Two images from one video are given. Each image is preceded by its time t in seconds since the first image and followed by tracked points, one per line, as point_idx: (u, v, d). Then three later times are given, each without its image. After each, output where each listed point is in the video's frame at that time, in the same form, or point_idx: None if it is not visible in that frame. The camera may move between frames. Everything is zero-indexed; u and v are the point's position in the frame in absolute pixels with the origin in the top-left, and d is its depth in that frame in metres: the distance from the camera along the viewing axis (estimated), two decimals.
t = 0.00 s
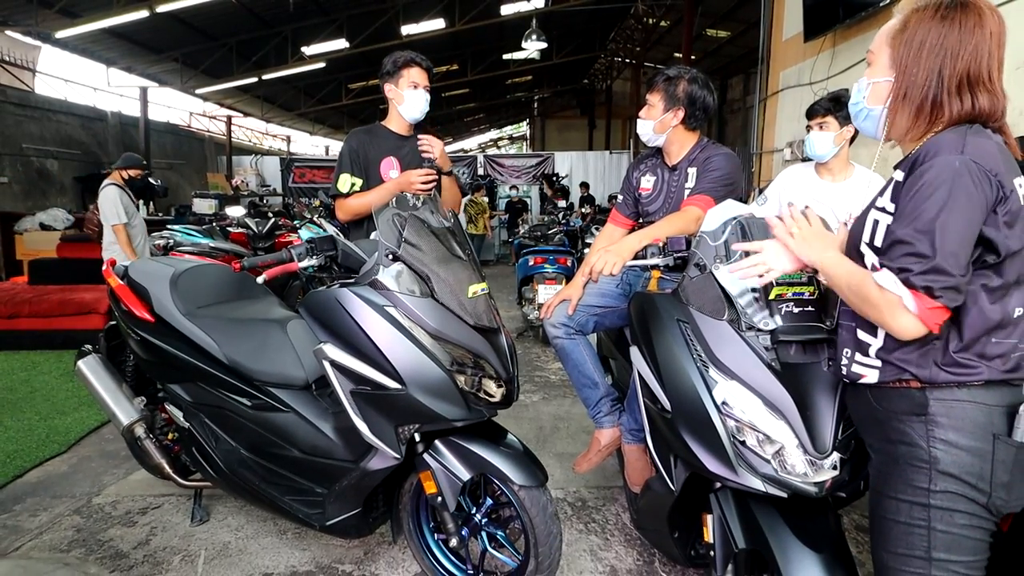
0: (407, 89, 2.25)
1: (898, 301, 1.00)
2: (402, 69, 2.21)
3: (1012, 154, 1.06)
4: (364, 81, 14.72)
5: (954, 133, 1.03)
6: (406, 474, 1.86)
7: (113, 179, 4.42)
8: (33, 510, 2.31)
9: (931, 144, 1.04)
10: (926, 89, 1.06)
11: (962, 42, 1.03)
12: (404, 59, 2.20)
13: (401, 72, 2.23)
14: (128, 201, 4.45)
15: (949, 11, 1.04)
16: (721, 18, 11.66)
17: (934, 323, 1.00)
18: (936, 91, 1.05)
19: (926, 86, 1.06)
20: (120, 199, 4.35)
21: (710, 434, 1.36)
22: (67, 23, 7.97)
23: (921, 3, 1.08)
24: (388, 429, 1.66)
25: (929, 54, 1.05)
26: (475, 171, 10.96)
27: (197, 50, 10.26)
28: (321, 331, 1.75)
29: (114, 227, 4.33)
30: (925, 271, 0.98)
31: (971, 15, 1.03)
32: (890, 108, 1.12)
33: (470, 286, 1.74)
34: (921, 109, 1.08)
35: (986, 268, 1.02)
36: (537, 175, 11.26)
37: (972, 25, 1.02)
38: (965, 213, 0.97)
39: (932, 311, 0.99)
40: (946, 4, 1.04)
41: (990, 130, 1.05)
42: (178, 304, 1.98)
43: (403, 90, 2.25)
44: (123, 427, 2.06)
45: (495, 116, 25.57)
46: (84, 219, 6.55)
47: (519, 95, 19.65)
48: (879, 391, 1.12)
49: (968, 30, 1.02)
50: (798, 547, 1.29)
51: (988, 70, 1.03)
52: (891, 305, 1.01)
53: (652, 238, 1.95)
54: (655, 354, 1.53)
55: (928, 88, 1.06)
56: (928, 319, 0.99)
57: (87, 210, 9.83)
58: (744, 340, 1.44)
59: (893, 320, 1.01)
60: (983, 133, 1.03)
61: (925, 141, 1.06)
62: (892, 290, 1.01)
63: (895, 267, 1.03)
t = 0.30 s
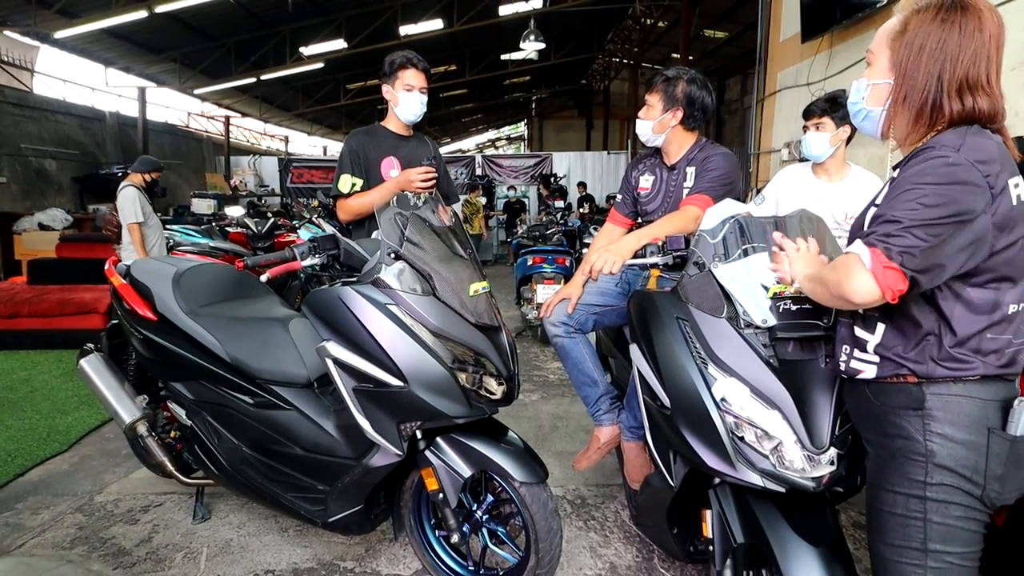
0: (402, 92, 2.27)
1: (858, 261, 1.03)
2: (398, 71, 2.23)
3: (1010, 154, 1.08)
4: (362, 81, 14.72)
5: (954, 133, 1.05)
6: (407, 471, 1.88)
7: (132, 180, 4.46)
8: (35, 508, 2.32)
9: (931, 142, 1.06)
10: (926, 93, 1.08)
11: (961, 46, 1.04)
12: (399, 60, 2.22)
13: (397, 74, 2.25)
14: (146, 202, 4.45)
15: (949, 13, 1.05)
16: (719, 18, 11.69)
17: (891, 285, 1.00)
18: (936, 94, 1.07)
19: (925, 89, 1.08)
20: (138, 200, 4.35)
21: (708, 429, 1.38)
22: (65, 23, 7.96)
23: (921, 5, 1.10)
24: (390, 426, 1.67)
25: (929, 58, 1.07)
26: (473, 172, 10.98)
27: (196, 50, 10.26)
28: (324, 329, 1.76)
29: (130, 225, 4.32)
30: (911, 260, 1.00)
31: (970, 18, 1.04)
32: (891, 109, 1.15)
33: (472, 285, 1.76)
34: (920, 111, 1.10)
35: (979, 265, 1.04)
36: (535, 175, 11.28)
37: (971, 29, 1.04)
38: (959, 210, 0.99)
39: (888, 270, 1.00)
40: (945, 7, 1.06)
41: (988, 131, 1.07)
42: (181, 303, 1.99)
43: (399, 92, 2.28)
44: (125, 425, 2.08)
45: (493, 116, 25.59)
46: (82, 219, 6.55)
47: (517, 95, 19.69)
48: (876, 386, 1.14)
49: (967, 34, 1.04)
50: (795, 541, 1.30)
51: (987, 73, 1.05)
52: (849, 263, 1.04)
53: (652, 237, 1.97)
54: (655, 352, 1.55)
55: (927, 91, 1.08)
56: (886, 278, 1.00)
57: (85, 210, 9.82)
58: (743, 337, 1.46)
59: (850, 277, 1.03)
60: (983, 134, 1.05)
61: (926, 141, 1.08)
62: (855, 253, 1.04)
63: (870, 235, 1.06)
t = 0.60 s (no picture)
0: (404, 89, 2.28)
1: (885, 254, 1.01)
2: (398, 69, 2.24)
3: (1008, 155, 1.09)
4: (360, 81, 14.72)
5: (954, 134, 1.07)
6: (409, 469, 1.89)
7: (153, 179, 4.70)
8: (36, 508, 2.32)
9: (930, 144, 1.07)
10: (921, 96, 1.10)
11: (953, 50, 1.06)
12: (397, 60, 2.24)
13: (397, 73, 2.26)
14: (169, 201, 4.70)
15: (940, 17, 1.07)
16: (716, 19, 11.73)
17: (917, 277, 0.99)
18: (931, 98, 1.09)
19: (919, 93, 1.10)
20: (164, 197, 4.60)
21: (709, 427, 1.40)
22: (63, 23, 7.95)
23: (913, 9, 1.12)
24: (393, 424, 1.69)
25: (923, 62, 1.08)
26: (472, 172, 10.99)
27: (194, 50, 10.24)
28: (326, 329, 1.77)
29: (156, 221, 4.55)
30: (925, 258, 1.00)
31: (962, 21, 1.06)
32: (886, 113, 1.16)
33: (473, 284, 1.77)
34: (916, 115, 1.12)
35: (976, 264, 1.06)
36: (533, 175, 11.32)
37: (963, 32, 1.06)
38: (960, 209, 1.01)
39: (916, 261, 0.99)
40: (937, 10, 1.08)
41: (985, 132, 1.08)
42: (183, 303, 2.00)
43: (401, 91, 2.29)
44: (126, 424, 2.08)
45: (491, 117, 25.62)
46: (80, 219, 6.55)
47: (515, 95, 19.72)
48: (875, 383, 1.16)
49: (959, 37, 1.06)
50: (794, 536, 1.32)
51: (980, 75, 1.07)
52: (874, 256, 1.02)
53: (652, 237, 1.98)
54: (655, 351, 1.57)
55: (921, 95, 1.10)
56: (914, 269, 0.99)
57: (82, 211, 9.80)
58: (743, 336, 1.48)
59: (878, 270, 1.01)
60: (981, 135, 1.07)
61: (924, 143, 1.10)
62: (880, 246, 1.02)
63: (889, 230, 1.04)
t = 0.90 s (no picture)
0: (402, 88, 2.28)
1: (911, 242, 0.98)
2: (394, 68, 2.25)
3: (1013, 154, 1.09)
4: (358, 83, 14.72)
5: (959, 133, 1.07)
6: (410, 469, 1.89)
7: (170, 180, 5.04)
8: (36, 508, 2.31)
9: (936, 142, 1.07)
10: (923, 96, 1.11)
11: (954, 49, 1.07)
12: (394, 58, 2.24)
13: (394, 71, 2.27)
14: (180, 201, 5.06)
15: (941, 16, 1.08)
16: (715, 20, 11.75)
17: (939, 268, 0.98)
18: (933, 98, 1.10)
19: (922, 92, 1.11)
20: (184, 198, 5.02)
21: (710, 426, 1.40)
22: (60, 23, 7.93)
23: (913, 8, 1.12)
24: (394, 424, 1.69)
25: (924, 62, 1.09)
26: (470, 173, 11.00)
27: (192, 51, 10.22)
28: (328, 328, 1.77)
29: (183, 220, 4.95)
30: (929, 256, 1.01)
31: (963, 20, 1.06)
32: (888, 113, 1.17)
33: (474, 284, 1.78)
34: (918, 114, 1.12)
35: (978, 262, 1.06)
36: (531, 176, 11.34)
37: (964, 30, 1.06)
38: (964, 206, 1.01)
39: (939, 250, 0.98)
40: (937, 10, 1.09)
41: (990, 130, 1.09)
42: (183, 303, 2.00)
43: (399, 89, 2.29)
44: (127, 425, 2.08)
45: (489, 118, 25.65)
46: (79, 220, 6.53)
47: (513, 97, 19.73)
48: (877, 381, 1.17)
49: (960, 36, 1.06)
50: (794, 534, 1.32)
51: (982, 74, 1.07)
52: (901, 243, 0.98)
53: (654, 237, 1.99)
54: (656, 350, 1.57)
55: (923, 95, 1.10)
56: (937, 259, 0.97)
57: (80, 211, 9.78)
58: (744, 335, 1.48)
59: (906, 257, 0.97)
60: (986, 135, 1.07)
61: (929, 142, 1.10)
62: (904, 233, 0.99)
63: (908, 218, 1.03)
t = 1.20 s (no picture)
0: (396, 85, 2.27)
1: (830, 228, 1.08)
2: (388, 65, 2.25)
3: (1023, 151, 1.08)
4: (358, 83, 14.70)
5: (971, 129, 1.05)
6: (410, 468, 1.88)
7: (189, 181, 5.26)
8: (33, 509, 2.30)
9: (948, 137, 1.06)
10: (937, 91, 1.10)
11: (970, 43, 1.06)
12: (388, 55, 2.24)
13: (387, 69, 2.27)
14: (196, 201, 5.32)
15: (955, 10, 1.07)
16: (715, 20, 11.75)
17: (853, 253, 1.05)
18: (948, 92, 1.09)
19: (937, 87, 1.10)
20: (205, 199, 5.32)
21: (711, 424, 1.40)
22: (59, 23, 7.92)
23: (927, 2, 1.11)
24: (394, 424, 1.68)
25: (939, 56, 1.08)
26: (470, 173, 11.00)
27: (190, 51, 10.21)
28: (328, 327, 1.76)
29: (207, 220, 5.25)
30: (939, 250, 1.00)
31: (978, 14, 1.06)
32: (902, 109, 1.16)
33: (474, 283, 1.77)
34: (933, 109, 1.11)
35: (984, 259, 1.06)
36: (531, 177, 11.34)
37: (979, 24, 1.05)
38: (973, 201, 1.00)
39: (858, 244, 1.05)
40: (952, 4, 1.08)
41: (1003, 127, 1.08)
42: (181, 302, 1.99)
43: (393, 87, 2.28)
44: (125, 425, 2.07)
45: (489, 118, 25.65)
46: (78, 220, 6.52)
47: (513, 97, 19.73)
48: (884, 380, 1.16)
49: (974, 30, 1.06)
50: (796, 533, 1.32)
51: (997, 68, 1.06)
52: (822, 225, 1.09)
53: (654, 236, 1.97)
54: (656, 348, 1.57)
55: (939, 90, 1.10)
56: (853, 250, 1.05)
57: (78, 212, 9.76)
58: (745, 333, 1.48)
59: (820, 238, 1.08)
60: (997, 131, 1.06)
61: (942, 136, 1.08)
62: (830, 219, 1.09)
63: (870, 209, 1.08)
